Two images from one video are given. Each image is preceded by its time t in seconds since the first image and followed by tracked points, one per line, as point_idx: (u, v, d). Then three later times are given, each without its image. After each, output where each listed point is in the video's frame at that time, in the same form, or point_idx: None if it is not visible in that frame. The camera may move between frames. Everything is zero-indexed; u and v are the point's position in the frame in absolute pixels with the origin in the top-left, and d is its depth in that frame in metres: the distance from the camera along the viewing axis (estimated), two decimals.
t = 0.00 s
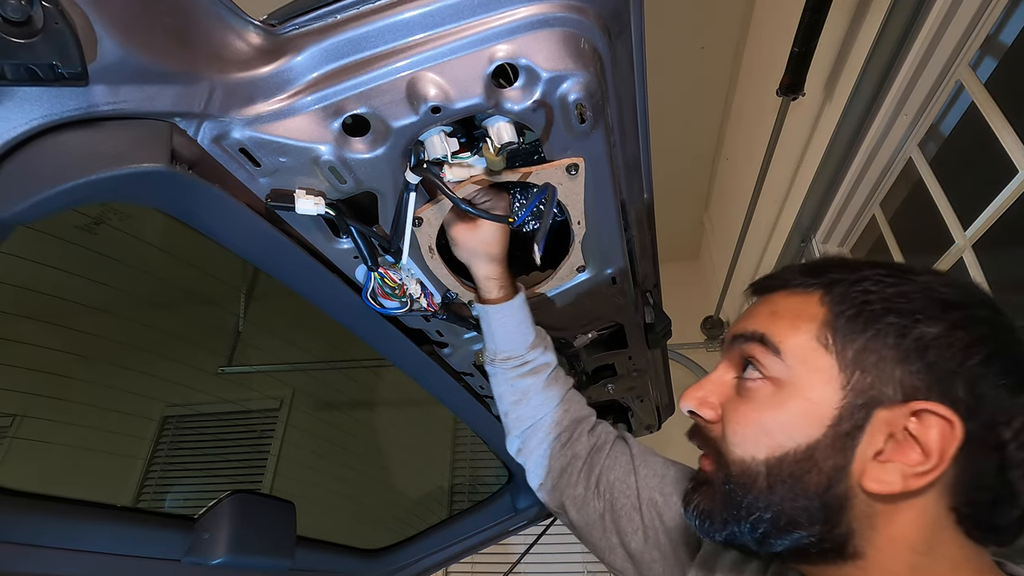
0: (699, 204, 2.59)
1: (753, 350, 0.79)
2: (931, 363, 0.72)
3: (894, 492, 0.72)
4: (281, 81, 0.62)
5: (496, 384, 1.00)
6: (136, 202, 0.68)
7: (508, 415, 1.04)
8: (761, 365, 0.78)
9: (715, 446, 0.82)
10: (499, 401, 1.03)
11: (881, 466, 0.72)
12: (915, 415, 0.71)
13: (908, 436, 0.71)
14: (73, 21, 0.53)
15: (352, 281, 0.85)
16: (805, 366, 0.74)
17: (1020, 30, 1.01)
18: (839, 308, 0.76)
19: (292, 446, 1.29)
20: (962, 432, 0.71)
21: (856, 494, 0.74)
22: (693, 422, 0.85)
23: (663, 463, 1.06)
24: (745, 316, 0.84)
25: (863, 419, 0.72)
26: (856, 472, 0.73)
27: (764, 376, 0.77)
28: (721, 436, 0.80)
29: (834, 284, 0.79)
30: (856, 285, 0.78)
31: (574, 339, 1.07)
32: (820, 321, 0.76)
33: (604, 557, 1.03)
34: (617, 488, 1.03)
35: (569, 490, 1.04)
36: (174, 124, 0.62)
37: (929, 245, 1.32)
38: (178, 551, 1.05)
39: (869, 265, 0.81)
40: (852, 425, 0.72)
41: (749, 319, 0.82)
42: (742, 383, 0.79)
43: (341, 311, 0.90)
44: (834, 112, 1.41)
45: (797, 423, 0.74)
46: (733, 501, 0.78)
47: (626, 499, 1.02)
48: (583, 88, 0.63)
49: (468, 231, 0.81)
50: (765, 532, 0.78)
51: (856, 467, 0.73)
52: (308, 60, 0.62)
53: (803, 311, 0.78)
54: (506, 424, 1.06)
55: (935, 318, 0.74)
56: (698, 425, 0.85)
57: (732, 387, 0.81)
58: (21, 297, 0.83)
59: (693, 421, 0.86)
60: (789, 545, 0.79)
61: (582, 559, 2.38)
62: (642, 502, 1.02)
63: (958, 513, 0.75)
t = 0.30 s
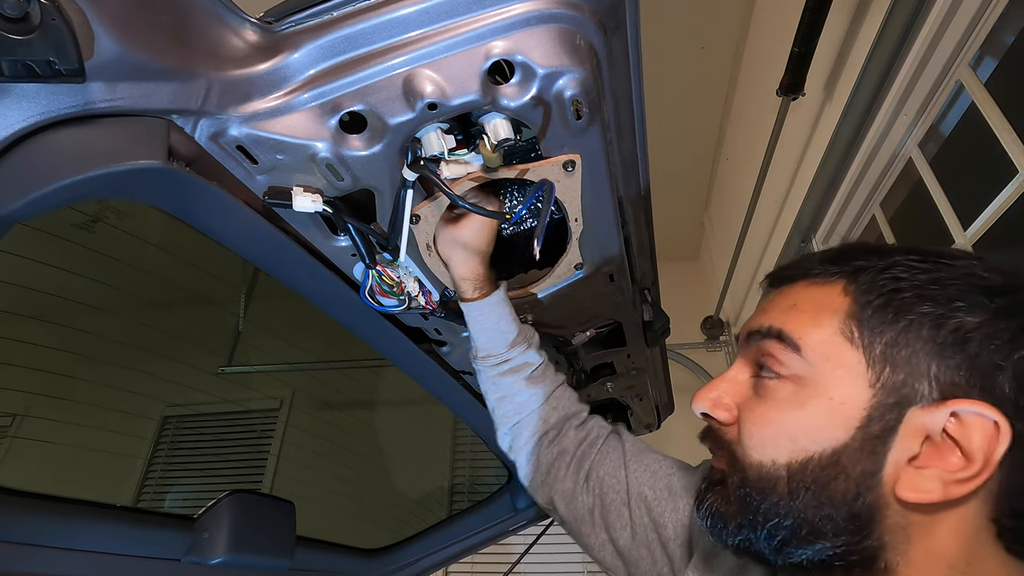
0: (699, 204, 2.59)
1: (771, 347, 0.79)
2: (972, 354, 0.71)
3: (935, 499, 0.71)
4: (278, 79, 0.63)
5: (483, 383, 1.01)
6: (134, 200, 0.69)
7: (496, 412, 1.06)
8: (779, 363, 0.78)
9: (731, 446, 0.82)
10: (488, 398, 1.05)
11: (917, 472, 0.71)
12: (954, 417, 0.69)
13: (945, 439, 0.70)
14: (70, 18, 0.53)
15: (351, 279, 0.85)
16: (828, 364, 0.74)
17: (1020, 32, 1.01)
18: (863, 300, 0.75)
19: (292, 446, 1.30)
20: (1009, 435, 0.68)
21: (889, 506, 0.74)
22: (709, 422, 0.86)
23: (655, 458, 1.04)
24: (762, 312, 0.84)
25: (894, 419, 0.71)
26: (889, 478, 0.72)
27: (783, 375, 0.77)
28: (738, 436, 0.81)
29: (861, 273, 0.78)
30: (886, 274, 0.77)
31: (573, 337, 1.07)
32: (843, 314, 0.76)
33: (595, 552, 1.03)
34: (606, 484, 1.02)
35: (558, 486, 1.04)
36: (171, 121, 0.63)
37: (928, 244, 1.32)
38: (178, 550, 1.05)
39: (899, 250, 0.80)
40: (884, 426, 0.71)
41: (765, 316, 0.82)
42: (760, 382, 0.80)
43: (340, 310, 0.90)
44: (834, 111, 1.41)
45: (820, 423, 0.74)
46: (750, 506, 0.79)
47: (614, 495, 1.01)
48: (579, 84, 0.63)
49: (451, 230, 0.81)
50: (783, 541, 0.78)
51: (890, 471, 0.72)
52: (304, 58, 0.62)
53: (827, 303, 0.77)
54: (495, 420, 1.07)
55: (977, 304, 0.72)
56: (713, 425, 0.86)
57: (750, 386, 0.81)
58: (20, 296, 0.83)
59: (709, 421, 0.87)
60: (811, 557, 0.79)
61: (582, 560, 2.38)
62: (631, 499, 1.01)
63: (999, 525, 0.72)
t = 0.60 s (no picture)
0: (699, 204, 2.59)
1: (767, 351, 0.78)
2: (960, 352, 0.71)
3: (930, 496, 0.70)
4: (281, 81, 0.63)
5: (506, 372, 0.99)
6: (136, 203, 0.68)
7: (518, 401, 1.03)
8: (776, 367, 0.77)
9: (731, 452, 0.81)
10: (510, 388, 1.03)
11: (913, 470, 0.70)
12: (946, 413, 0.69)
13: (939, 435, 0.69)
14: (73, 21, 0.53)
15: (353, 281, 0.85)
16: (824, 366, 0.74)
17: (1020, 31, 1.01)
18: (854, 304, 0.75)
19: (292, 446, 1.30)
20: (1001, 431, 0.68)
21: (887, 503, 0.72)
22: (709, 429, 0.85)
23: (677, 455, 1.04)
24: (759, 317, 0.84)
25: (888, 418, 0.71)
26: (884, 477, 0.72)
27: (781, 378, 0.77)
28: (738, 442, 0.80)
29: (850, 277, 0.79)
30: (873, 277, 0.77)
31: (574, 339, 1.07)
32: (835, 317, 0.76)
33: (612, 544, 1.02)
34: (626, 478, 1.01)
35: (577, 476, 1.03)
36: (174, 124, 0.62)
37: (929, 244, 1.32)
38: (178, 551, 1.05)
39: (889, 256, 0.81)
40: (878, 426, 0.71)
41: (762, 321, 0.82)
42: (758, 386, 0.79)
43: (341, 311, 0.90)
44: (834, 112, 1.41)
45: (818, 425, 0.73)
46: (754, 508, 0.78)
47: (635, 489, 1.00)
48: (582, 88, 0.63)
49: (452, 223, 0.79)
50: (787, 542, 0.78)
51: (885, 470, 0.71)
52: (307, 60, 0.62)
53: (819, 308, 0.77)
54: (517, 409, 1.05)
55: (964, 303, 0.73)
56: (714, 432, 0.85)
57: (747, 391, 0.81)
58: (21, 296, 0.83)
59: (709, 428, 0.86)
60: (814, 557, 0.78)
61: (581, 559, 2.39)
62: (652, 494, 1.00)
63: (987, 518, 0.72)
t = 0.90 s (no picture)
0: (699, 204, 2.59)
1: (802, 349, 0.79)
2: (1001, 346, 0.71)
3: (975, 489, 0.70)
4: (282, 82, 0.62)
5: (516, 370, 0.97)
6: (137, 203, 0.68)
7: (530, 399, 1.01)
8: (813, 364, 0.77)
9: (766, 451, 0.80)
10: (521, 386, 1.01)
11: (956, 462, 0.71)
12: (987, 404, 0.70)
13: (981, 428, 0.70)
14: (74, 22, 0.53)
15: (353, 282, 0.85)
16: (866, 361, 0.74)
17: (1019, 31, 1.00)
18: (894, 300, 0.76)
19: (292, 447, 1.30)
20: None
21: (930, 496, 0.72)
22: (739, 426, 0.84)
23: (700, 451, 1.03)
24: (791, 318, 0.84)
25: (931, 412, 0.71)
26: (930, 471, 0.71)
27: (818, 374, 0.76)
28: (774, 440, 0.79)
29: (883, 275, 0.80)
30: (907, 274, 0.78)
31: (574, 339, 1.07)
32: (872, 313, 0.76)
33: (632, 540, 1.01)
34: (649, 473, 0.99)
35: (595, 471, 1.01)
36: (175, 125, 0.62)
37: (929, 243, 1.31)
38: (178, 551, 1.05)
39: (921, 254, 0.82)
40: (920, 419, 0.71)
41: (794, 321, 0.82)
42: (791, 384, 0.79)
43: (341, 312, 0.90)
44: (835, 112, 1.41)
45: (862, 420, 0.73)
46: (794, 506, 0.76)
47: (658, 485, 0.99)
48: (584, 89, 0.63)
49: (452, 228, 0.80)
50: (825, 538, 0.76)
51: (928, 463, 0.71)
52: (308, 61, 0.62)
53: (859, 304, 0.78)
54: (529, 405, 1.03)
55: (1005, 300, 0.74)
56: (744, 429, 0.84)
57: (781, 390, 0.80)
58: (20, 297, 0.83)
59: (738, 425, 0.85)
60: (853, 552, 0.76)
61: (581, 559, 2.39)
62: (676, 490, 0.99)
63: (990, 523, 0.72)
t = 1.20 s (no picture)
0: (699, 204, 2.59)
1: (818, 347, 0.79)
2: (1011, 341, 0.73)
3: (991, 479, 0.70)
4: (279, 80, 0.62)
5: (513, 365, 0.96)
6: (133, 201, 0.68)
7: (527, 393, 1.00)
8: (829, 360, 0.77)
9: (785, 450, 0.78)
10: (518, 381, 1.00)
11: (973, 453, 0.70)
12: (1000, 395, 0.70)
13: (995, 421, 0.70)
14: (70, 19, 0.53)
15: (351, 281, 0.85)
16: (883, 355, 0.74)
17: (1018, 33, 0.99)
18: (908, 299, 0.77)
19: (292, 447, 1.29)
20: None
21: (949, 487, 0.72)
22: (755, 426, 0.83)
23: (703, 449, 1.02)
24: (803, 320, 0.85)
25: (948, 403, 0.71)
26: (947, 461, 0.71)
27: (834, 371, 0.76)
28: (792, 437, 0.78)
29: (893, 276, 0.82)
30: (916, 275, 0.80)
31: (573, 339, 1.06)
32: (886, 311, 0.77)
33: (632, 536, 1.01)
34: (650, 471, 0.98)
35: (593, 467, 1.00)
36: (171, 123, 0.62)
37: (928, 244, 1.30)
38: (177, 551, 1.04)
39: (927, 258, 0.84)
40: (938, 411, 0.71)
41: (808, 322, 0.83)
42: (807, 380, 0.78)
43: (339, 311, 0.90)
44: (835, 112, 1.40)
45: (883, 412, 0.72)
46: (816, 499, 0.74)
47: (660, 484, 0.98)
48: (582, 87, 0.63)
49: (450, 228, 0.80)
50: (847, 531, 0.74)
51: (947, 454, 0.71)
52: (306, 59, 0.62)
53: (872, 303, 0.79)
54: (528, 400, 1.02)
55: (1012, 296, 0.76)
56: (760, 428, 0.83)
57: (797, 387, 0.80)
58: (20, 296, 0.83)
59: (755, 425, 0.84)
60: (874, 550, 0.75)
61: (582, 559, 2.39)
62: (677, 488, 0.98)
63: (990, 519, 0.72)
